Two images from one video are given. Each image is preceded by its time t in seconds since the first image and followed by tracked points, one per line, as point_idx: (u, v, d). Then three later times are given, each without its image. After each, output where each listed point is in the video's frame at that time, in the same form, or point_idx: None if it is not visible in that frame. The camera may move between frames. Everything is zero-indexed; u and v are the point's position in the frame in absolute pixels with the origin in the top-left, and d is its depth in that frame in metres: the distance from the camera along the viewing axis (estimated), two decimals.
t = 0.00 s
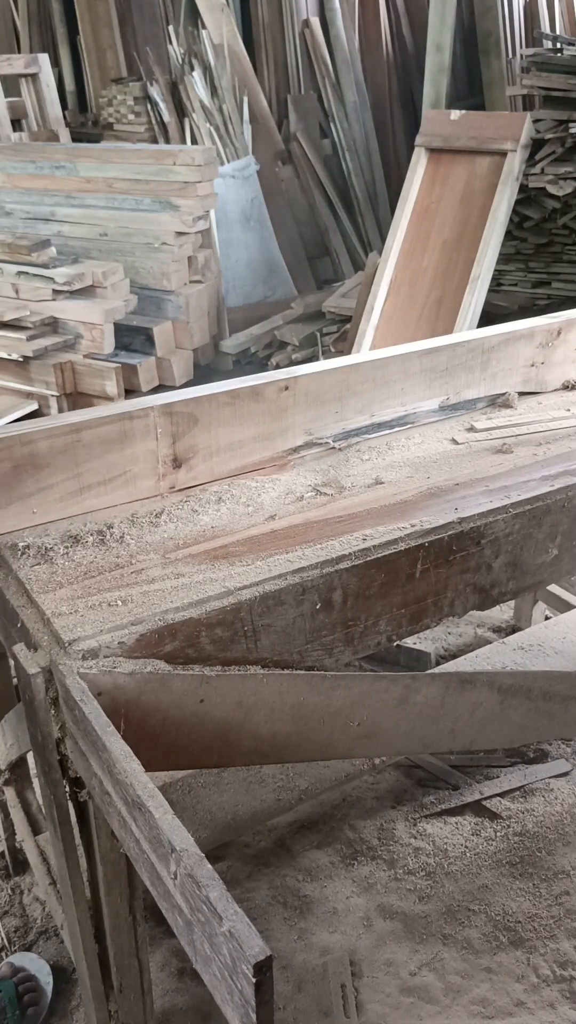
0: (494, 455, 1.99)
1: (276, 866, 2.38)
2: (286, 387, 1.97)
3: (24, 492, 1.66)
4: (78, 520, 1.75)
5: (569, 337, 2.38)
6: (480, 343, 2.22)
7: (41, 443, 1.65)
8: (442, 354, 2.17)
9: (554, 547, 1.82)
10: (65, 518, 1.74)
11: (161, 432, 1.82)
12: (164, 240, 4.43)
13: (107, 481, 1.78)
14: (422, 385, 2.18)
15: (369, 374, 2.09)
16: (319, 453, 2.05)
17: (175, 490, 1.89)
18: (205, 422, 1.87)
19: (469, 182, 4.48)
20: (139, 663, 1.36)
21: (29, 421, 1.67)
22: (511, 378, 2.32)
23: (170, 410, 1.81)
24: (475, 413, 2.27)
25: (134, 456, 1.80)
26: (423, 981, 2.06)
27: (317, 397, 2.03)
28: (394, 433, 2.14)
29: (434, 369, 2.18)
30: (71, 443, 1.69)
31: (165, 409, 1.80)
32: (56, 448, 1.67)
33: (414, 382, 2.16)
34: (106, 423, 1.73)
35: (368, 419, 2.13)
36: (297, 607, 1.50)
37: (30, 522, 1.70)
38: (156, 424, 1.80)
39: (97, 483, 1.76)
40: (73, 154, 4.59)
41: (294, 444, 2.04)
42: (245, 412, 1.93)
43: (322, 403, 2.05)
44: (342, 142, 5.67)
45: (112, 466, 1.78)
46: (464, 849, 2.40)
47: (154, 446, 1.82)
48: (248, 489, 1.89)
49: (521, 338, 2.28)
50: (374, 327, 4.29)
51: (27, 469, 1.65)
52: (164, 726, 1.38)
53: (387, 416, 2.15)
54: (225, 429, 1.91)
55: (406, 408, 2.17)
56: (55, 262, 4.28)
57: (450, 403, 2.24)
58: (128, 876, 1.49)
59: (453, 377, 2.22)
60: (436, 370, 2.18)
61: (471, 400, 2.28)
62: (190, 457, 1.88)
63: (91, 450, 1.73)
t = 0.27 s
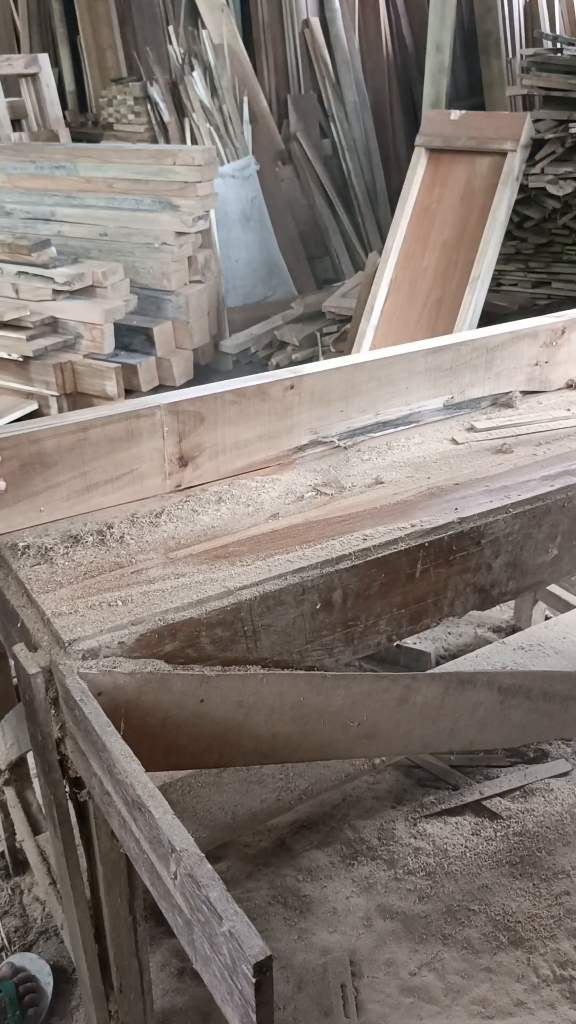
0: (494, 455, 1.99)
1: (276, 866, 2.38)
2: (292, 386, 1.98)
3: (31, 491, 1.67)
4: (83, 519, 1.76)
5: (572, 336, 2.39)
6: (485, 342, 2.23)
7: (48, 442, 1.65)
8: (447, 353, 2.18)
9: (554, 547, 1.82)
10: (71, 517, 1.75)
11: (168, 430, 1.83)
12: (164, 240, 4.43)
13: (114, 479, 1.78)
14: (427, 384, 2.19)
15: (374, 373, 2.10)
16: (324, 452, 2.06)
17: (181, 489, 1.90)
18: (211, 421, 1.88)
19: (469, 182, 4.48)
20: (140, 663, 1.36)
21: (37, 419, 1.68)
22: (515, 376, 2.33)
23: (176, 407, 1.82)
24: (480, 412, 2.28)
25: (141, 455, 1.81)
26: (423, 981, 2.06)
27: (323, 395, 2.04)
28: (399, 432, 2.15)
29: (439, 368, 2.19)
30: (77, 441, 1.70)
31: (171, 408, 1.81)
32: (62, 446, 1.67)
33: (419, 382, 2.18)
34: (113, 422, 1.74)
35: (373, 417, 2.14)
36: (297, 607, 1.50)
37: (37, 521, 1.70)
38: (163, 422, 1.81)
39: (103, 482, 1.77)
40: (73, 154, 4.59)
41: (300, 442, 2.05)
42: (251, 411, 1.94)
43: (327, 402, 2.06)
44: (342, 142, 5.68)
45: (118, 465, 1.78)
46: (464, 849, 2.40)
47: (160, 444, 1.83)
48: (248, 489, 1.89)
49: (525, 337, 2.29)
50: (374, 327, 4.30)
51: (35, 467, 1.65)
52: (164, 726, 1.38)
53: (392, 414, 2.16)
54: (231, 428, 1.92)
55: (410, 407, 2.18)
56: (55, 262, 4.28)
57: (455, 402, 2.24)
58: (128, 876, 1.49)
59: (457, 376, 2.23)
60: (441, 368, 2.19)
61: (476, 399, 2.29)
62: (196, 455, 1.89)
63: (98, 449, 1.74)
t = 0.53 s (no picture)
0: (494, 455, 1.99)
1: (276, 866, 2.38)
2: (296, 385, 1.98)
3: (37, 489, 1.68)
4: (86, 517, 1.76)
5: (575, 335, 2.39)
6: (488, 340, 2.24)
7: (54, 441, 1.66)
8: (450, 353, 2.18)
9: (554, 547, 1.82)
10: (77, 515, 1.76)
11: (173, 430, 1.84)
12: (164, 240, 4.43)
13: (119, 478, 1.79)
14: (430, 383, 2.20)
15: (378, 372, 2.10)
16: (328, 452, 2.06)
17: (185, 487, 1.90)
18: (215, 420, 1.89)
19: (469, 182, 4.48)
20: (140, 663, 1.36)
21: (41, 420, 1.68)
22: (519, 375, 2.33)
23: (181, 407, 1.82)
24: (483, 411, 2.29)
25: (146, 454, 1.82)
26: (422, 981, 2.06)
27: (326, 395, 2.04)
28: (403, 431, 2.16)
29: (442, 367, 2.19)
30: (83, 440, 1.70)
31: (176, 406, 1.82)
32: (68, 445, 1.68)
33: (423, 381, 2.18)
34: (118, 420, 1.74)
35: (376, 418, 2.14)
36: (298, 607, 1.50)
37: (43, 519, 1.71)
38: (168, 421, 1.82)
39: (108, 481, 1.77)
40: (72, 154, 4.59)
41: (304, 441, 2.05)
42: (256, 410, 1.94)
43: (331, 401, 2.06)
44: (343, 142, 5.73)
45: (123, 464, 1.79)
46: (464, 850, 2.40)
47: (164, 443, 1.84)
48: (248, 489, 1.89)
49: (529, 336, 2.30)
50: (374, 327, 4.30)
51: (39, 466, 1.66)
52: (164, 726, 1.38)
53: (395, 414, 2.16)
54: (236, 427, 1.93)
55: (415, 406, 2.18)
56: (55, 262, 4.27)
57: (458, 401, 2.25)
58: (128, 876, 1.49)
59: (461, 375, 2.23)
60: (445, 367, 2.20)
61: (479, 398, 2.29)
62: (201, 454, 1.90)
63: (103, 448, 1.75)
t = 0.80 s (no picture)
0: (494, 455, 1.99)
1: (276, 866, 2.38)
2: (299, 384, 1.99)
3: (43, 488, 1.68)
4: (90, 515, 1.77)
5: None
6: (490, 340, 2.25)
7: (58, 441, 1.67)
8: (451, 353, 2.19)
9: (554, 547, 1.82)
10: (80, 514, 1.76)
11: (176, 429, 1.84)
12: (164, 240, 4.43)
13: (122, 477, 1.80)
14: (432, 382, 2.21)
15: (380, 371, 2.11)
16: (330, 451, 2.07)
17: (190, 487, 1.91)
18: (219, 419, 1.90)
19: (469, 182, 4.48)
20: (139, 663, 1.36)
21: (42, 419, 1.69)
22: (521, 374, 2.34)
23: (184, 406, 1.83)
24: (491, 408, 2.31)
25: (149, 453, 1.82)
26: (422, 981, 2.06)
27: (329, 395, 2.06)
28: (406, 430, 2.17)
29: (444, 367, 2.20)
30: (87, 440, 1.71)
31: (181, 405, 1.83)
32: (72, 444, 1.69)
33: (425, 381, 2.20)
34: (122, 420, 1.75)
35: (379, 417, 2.15)
36: (297, 607, 1.50)
37: (47, 518, 1.72)
38: (171, 421, 1.83)
39: (112, 480, 1.78)
40: (73, 154, 4.59)
41: (306, 440, 2.06)
42: (258, 409, 1.95)
43: (334, 400, 2.07)
44: (342, 142, 5.73)
45: (127, 463, 1.79)
46: (465, 850, 2.40)
47: (168, 443, 1.84)
48: (248, 489, 1.89)
49: (531, 336, 2.31)
50: (374, 327, 4.30)
51: (42, 465, 1.67)
52: (164, 726, 1.38)
53: (398, 414, 2.17)
54: (239, 426, 1.94)
55: (416, 405, 2.20)
56: (55, 262, 4.27)
57: (460, 400, 2.26)
58: (128, 876, 1.49)
59: (462, 375, 2.24)
60: (447, 367, 2.21)
61: (482, 397, 2.30)
62: (204, 454, 1.91)
63: (106, 447, 1.75)
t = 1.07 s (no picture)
0: (494, 455, 1.99)
1: (276, 866, 2.38)
2: (304, 383, 2.00)
3: (50, 486, 1.69)
4: (97, 513, 1.78)
5: None
6: (495, 339, 2.25)
7: (65, 440, 1.68)
8: (455, 352, 2.20)
9: (554, 547, 1.82)
10: (86, 513, 1.77)
11: (183, 427, 1.85)
12: (164, 240, 4.43)
13: (129, 476, 1.81)
14: (438, 382, 2.22)
15: (384, 371, 2.12)
16: (334, 450, 2.08)
17: (195, 485, 1.91)
18: (225, 417, 1.91)
19: (469, 182, 4.48)
20: (139, 663, 1.36)
21: (42, 419, 1.69)
22: (525, 373, 2.35)
23: (190, 405, 1.84)
24: (494, 406, 2.31)
25: (155, 451, 1.83)
26: (422, 981, 2.06)
27: (334, 394, 2.06)
28: (411, 429, 2.17)
29: (449, 366, 2.21)
30: (94, 438, 1.72)
31: (187, 404, 1.83)
32: (79, 443, 1.70)
33: (430, 380, 2.20)
34: (129, 419, 1.75)
35: (384, 416, 2.16)
36: (298, 607, 1.50)
37: (55, 516, 1.72)
38: (177, 420, 1.84)
39: (118, 478, 1.79)
40: (73, 154, 4.59)
41: (312, 439, 2.07)
42: (264, 408, 1.96)
43: (339, 398, 2.08)
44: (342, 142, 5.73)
45: (133, 461, 1.80)
46: (464, 850, 2.40)
47: (174, 442, 1.85)
48: (248, 489, 1.89)
49: (535, 335, 2.32)
50: (374, 327, 4.30)
51: (49, 463, 1.67)
52: (164, 726, 1.38)
53: (402, 413, 2.18)
54: (245, 425, 1.95)
55: (421, 404, 2.20)
56: (55, 262, 4.27)
57: (464, 399, 2.27)
58: (128, 876, 1.49)
59: (467, 374, 2.25)
60: (452, 366, 2.21)
61: (487, 396, 2.31)
62: (210, 452, 1.91)
63: (113, 445, 1.76)
